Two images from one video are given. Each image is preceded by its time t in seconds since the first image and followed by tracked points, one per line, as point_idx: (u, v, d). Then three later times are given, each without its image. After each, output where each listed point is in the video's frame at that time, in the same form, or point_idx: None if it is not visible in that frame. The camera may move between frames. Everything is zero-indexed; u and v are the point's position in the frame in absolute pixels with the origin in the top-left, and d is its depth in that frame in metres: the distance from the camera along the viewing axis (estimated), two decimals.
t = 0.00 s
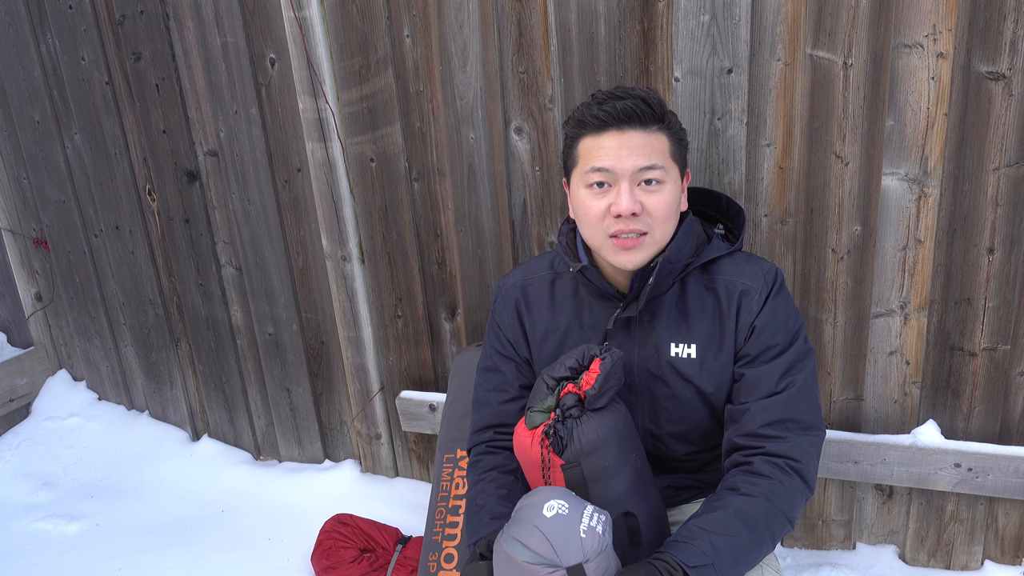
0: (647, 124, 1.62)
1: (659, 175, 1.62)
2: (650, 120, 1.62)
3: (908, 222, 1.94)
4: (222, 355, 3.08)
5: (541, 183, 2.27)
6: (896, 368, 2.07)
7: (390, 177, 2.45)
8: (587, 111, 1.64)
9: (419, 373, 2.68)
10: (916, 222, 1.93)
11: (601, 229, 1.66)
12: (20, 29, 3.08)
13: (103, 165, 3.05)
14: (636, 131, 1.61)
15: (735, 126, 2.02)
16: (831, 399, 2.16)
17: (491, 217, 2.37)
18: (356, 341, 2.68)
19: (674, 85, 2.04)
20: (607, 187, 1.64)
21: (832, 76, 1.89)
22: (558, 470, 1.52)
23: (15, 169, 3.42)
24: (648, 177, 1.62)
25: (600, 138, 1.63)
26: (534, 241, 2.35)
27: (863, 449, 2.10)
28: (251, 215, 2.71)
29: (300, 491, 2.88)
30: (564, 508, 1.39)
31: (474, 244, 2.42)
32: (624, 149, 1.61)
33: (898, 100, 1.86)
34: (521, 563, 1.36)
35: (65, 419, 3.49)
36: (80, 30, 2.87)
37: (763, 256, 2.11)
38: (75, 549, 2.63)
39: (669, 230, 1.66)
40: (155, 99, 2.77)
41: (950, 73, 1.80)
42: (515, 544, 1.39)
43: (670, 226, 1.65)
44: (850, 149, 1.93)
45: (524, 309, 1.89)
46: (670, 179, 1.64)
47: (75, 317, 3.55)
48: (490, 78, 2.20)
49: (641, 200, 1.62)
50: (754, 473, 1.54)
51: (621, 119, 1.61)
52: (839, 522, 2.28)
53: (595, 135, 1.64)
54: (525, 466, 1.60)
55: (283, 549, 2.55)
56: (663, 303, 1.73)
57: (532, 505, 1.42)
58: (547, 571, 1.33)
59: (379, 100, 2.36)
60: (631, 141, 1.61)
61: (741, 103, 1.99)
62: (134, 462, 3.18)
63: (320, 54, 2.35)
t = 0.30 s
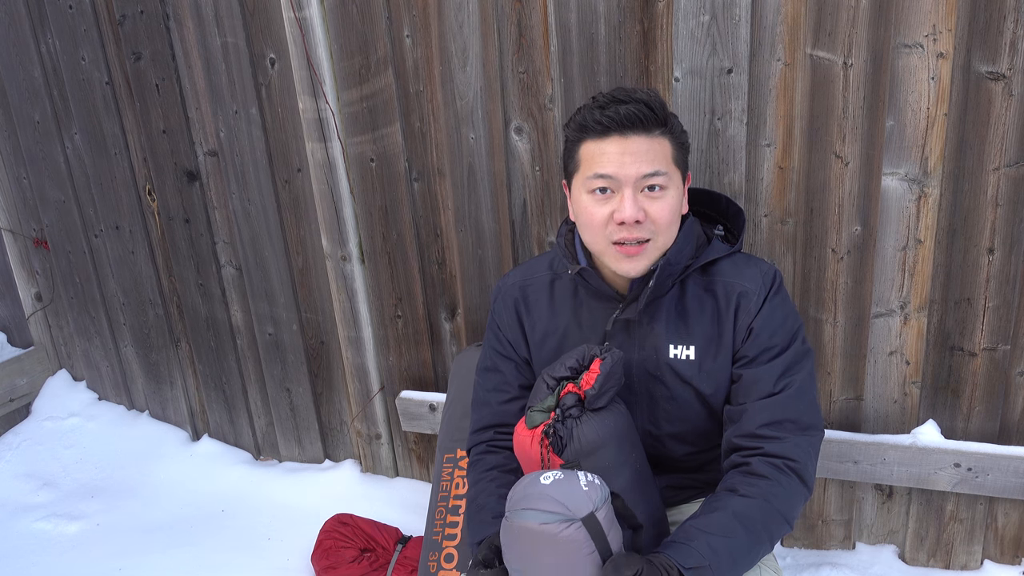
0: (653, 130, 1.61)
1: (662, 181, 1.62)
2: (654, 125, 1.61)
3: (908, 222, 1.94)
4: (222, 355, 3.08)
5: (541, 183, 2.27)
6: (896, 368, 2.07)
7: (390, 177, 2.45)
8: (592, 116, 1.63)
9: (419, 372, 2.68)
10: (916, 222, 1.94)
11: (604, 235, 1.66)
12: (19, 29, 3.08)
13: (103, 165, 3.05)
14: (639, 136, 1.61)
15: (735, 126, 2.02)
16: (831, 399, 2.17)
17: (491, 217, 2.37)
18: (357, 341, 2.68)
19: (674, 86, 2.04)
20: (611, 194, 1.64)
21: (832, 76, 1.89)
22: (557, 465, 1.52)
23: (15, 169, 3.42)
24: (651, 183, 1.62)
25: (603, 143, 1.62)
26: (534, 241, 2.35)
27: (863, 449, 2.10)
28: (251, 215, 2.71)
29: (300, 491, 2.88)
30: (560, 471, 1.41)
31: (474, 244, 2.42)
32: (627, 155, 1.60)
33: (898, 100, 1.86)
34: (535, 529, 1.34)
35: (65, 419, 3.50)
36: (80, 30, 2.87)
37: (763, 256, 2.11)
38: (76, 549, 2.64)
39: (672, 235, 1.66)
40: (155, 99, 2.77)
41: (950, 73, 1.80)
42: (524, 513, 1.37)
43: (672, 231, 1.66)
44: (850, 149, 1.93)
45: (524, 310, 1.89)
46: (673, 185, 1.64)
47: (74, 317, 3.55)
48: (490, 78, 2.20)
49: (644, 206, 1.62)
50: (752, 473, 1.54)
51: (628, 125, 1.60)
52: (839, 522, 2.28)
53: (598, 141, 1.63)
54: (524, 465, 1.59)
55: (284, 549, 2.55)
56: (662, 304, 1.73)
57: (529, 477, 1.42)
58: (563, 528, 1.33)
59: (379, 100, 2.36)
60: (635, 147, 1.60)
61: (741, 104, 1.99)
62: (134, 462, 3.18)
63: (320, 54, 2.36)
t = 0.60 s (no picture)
0: (638, 136, 1.59)
1: (620, 201, 1.57)
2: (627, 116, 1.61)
3: (908, 222, 1.94)
4: (222, 355, 3.08)
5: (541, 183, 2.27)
6: (896, 368, 2.07)
7: (390, 177, 2.45)
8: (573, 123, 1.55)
9: (419, 372, 2.68)
10: (916, 223, 1.94)
11: (577, 259, 1.65)
12: (20, 29, 3.08)
13: (103, 165, 3.05)
14: (623, 141, 1.56)
15: (735, 126, 2.02)
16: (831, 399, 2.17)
17: (491, 216, 2.37)
18: (357, 341, 2.68)
19: (674, 85, 2.04)
20: (573, 222, 1.60)
21: (832, 76, 1.89)
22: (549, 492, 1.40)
23: (15, 168, 3.42)
24: (609, 206, 1.57)
25: (573, 167, 1.54)
26: (534, 240, 2.35)
27: (863, 449, 2.10)
28: (251, 215, 2.71)
29: (300, 490, 2.88)
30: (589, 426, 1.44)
31: (474, 244, 2.42)
32: (580, 187, 1.55)
33: (898, 100, 1.86)
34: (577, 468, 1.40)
35: (65, 419, 3.50)
36: (80, 30, 2.87)
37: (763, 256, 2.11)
38: (76, 549, 2.64)
39: (641, 244, 1.64)
40: (155, 99, 2.78)
41: (950, 73, 1.80)
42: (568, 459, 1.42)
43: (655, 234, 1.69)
44: (850, 149, 1.93)
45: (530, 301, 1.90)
46: (633, 200, 1.58)
47: (74, 317, 3.55)
48: (490, 78, 2.20)
49: (607, 229, 1.58)
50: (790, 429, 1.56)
51: (612, 134, 1.55)
52: (839, 522, 2.28)
53: (573, 164, 1.55)
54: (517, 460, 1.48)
55: (284, 550, 2.55)
56: (658, 288, 1.73)
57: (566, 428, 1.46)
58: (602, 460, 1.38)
59: (379, 100, 2.37)
60: (611, 168, 1.55)
61: (741, 103, 1.99)
62: (134, 462, 3.18)
63: (320, 54, 2.36)
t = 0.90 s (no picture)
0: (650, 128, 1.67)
1: (630, 177, 1.61)
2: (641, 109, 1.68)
3: (908, 222, 1.94)
4: (222, 355, 3.08)
5: (541, 183, 2.27)
6: (896, 368, 2.07)
7: (390, 177, 2.45)
8: (594, 99, 1.65)
9: (419, 372, 2.67)
10: (916, 223, 1.94)
11: (581, 236, 1.66)
12: (20, 29, 3.08)
13: (103, 165, 3.05)
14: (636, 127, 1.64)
15: (735, 126, 2.02)
16: (831, 399, 2.17)
17: (491, 216, 2.37)
18: (357, 341, 2.68)
19: (674, 85, 2.04)
20: (581, 196, 1.64)
21: (832, 76, 1.89)
22: (592, 399, 1.40)
23: (15, 169, 3.42)
24: (619, 180, 1.61)
25: (591, 136, 1.62)
26: (534, 240, 2.35)
27: (863, 449, 2.10)
28: (251, 215, 2.71)
29: (300, 490, 2.88)
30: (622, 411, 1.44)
31: (474, 244, 2.42)
32: (593, 156, 1.61)
33: (897, 100, 1.86)
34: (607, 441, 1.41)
35: (65, 419, 3.50)
36: (80, 30, 2.87)
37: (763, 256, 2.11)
38: (75, 549, 2.63)
39: (646, 228, 1.65)
40: (155, 99, 2.78)
41: (950, 73, 1.80)
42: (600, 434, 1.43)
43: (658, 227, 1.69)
44: (850, 149, 1.93)
45: (527, 307, 1.89)
46: (642, 179, 1.63)
47: (74, 317, 3.55)
48: (490, 78, 2.20)
49: (614, 204, 1.61)
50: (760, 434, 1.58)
51: (629, 117, 1.64)
52: (839, 522, 2.28)
53: (589, 134, 1.62)
54: (568, 360, 1.46)
55: (284, 550, 2.55)
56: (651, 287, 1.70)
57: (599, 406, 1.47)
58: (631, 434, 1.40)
59: (379, 100, 2.37)
60: (625, 144, 1.61)
61: (741, 103, 1.99)
62: (135, 462, 3.18)
63: (320, 54, 2.36)
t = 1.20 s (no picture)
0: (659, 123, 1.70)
1: (638, 162, 1.63)
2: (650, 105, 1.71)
3: (908, 222, 1.95)
4: (223, 354, 3.08)
5: (541, 183, 2.27)
6: (896, 367, 2.08)
7: (390, 177, 2.46)
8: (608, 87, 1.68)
9: (419, 372, 2.68)
10: (915, 223, 1.94)
11: (585, 217, 1.66)
12: (20, 29, 3.08)
13: (103, 165, 3.06)
14: (647, 120, 1.67)
15: (735, 126, 2.02)
16: (831, 399, 2.17)
17: (491, 216, 2.37)
18: (357, 341, 2.69)
19: (674, 86, 2.04)
20: (588, 177, 1.65)
21: (832, 76, 1.89)
22: (599, 332, 1.34)
23: (15, 168, 3.42)
24: (627, 164, 1.63)
25: (604, 120, 1.64)
26: (534, 240, 2.36)
27: (862, 449, 2.10)
28: (252, 215, 2.72)
29: (301, 490, 2.88)
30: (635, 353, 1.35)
31: (474, 244, 2.42)
32: (603, 138, 1.63)
33: (897, 100, 1.86)
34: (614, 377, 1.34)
35: (66, 419, 3.51)
36: (80, 30, 2.88)
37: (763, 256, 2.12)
38: (75, 548, 2.63)
39: (650, 216, 1.66)
40: (156, 99, 2.78)
41: (949, 73, 1.80)
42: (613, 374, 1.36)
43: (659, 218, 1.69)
44: (849, 149, 1.93)
45: (525, 307, 1.89)
46: (650, 166, 1.64)
47: (75, 317, 3.56)
48: (490, 78, 2.21)
49: (621, 186, 1.62)
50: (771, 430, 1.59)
51: (640, 110, 1.66)
52: (839, 522, 2.29)
53: (602, 117, 1.64)
54: (572, 304, 1.43)
55: (284, 549, 2.55)
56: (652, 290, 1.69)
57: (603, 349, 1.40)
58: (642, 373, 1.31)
59: (379, 100, 2.37)
60: (636, 131, 1.64)
61: (741, 104, 1.99)
62: (135, 462, 3.19)
63: (320, 54, 2.36)
